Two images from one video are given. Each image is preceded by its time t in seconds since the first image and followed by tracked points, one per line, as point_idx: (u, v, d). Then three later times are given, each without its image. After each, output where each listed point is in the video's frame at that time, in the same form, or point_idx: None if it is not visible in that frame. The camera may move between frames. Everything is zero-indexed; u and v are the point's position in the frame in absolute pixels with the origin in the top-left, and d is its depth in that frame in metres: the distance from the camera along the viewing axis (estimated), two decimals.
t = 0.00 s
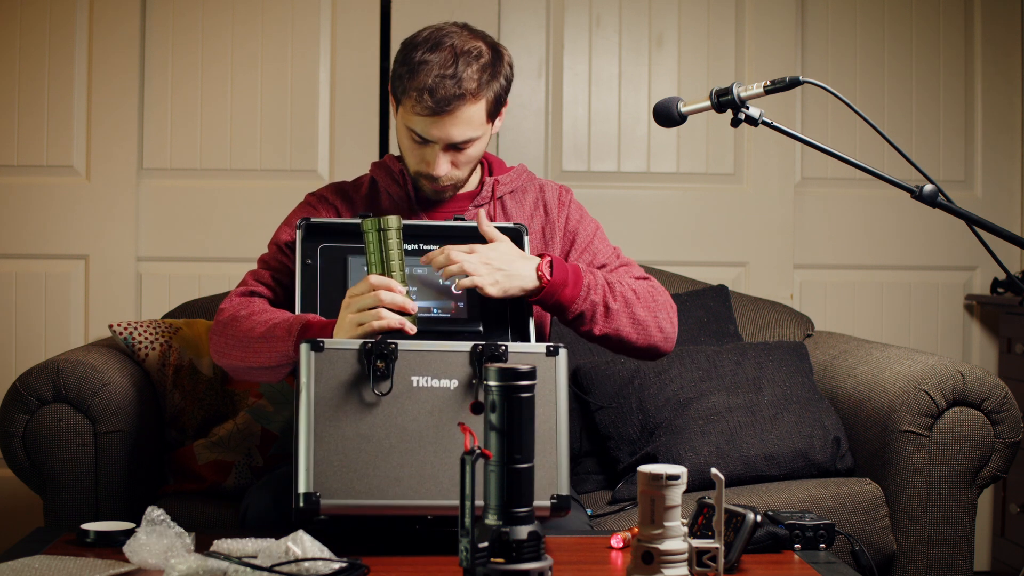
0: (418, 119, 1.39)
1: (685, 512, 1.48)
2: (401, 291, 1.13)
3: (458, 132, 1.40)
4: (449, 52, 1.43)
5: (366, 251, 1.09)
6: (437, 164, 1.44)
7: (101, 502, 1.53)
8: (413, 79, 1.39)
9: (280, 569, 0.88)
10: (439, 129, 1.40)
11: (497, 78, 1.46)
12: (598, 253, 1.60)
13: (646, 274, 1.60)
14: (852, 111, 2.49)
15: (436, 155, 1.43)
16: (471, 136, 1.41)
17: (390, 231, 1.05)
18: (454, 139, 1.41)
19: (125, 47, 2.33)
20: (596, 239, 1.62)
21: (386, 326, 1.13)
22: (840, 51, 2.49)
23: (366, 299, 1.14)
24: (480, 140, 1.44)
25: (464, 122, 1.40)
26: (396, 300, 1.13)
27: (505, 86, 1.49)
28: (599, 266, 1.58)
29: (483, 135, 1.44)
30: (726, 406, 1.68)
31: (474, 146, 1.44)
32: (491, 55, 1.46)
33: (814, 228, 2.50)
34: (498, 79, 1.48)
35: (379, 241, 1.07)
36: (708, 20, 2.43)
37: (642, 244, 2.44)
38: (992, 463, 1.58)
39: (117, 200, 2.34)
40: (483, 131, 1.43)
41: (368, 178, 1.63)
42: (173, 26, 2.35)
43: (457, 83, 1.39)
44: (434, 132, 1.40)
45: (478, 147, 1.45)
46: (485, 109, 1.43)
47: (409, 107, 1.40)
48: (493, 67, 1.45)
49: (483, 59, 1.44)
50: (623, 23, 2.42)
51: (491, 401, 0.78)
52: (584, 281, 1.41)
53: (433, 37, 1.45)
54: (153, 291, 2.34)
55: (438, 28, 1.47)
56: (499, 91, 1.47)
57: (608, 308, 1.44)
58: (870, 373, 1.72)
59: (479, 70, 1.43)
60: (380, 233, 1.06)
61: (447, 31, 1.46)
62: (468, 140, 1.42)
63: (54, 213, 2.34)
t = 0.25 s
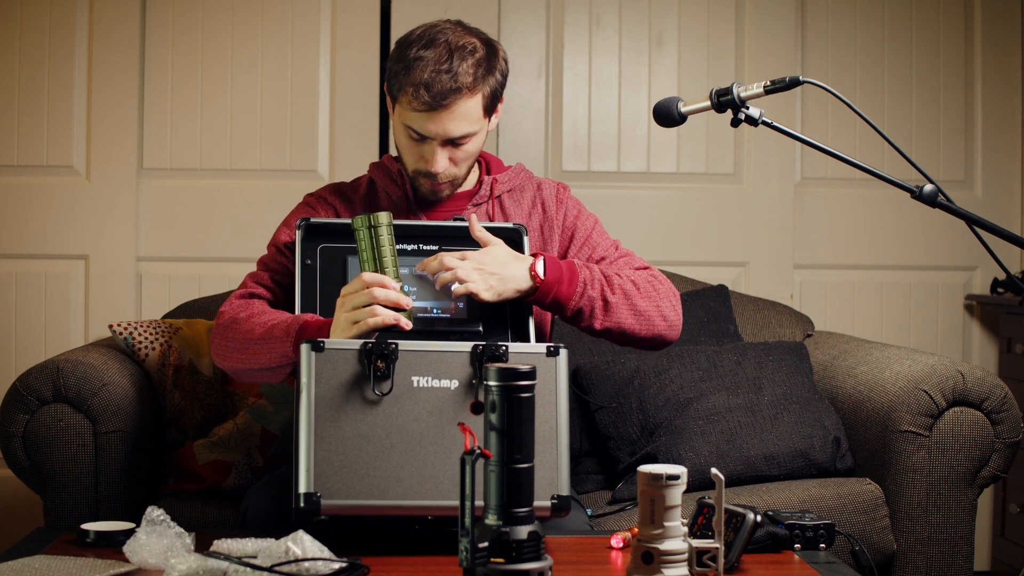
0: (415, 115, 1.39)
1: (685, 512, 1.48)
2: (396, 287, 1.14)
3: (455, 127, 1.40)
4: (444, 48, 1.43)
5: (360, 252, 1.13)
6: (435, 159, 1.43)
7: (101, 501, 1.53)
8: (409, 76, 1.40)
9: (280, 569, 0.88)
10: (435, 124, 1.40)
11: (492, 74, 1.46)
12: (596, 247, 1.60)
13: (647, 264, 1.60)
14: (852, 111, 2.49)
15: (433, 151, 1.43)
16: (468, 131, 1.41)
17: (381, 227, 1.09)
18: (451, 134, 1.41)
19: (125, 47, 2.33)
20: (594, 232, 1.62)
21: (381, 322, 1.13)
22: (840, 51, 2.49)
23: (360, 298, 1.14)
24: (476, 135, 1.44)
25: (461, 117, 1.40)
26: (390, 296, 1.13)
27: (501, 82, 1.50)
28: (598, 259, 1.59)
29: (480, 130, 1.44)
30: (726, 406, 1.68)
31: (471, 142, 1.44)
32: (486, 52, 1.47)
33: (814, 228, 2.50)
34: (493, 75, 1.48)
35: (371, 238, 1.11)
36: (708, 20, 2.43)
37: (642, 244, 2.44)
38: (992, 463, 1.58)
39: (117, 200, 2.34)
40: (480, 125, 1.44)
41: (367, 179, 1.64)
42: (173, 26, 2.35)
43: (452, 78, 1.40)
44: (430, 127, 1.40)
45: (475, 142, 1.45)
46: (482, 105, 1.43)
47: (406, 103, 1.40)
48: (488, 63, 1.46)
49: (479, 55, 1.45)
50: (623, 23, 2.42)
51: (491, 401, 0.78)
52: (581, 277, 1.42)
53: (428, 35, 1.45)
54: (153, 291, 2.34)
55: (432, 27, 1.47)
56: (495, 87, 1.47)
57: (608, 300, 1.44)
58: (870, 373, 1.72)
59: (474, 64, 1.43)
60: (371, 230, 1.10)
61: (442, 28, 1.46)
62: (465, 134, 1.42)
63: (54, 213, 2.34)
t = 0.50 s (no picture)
0: (415, 113, 1.39)
1: (685, 512, 1.48)
2: (395, 287, 1.14)
3: (455, 126, 1.40)
4: (444, 47, 1.43)
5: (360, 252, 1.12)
6: (434, 157, 1.43)
7: (100, 501, 1.53)
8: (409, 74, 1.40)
9: (280, 569, 0.88)
10: (435, 122, 1.40)
11: (493, 73, 1.46)
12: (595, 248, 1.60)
13: (647, 264, 1.60)
14: (852, 111, 2.49)
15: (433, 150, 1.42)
16: (468, 130, 1.41)
17: (381, 228, 1.07)
18: (451, 133, 1.41)
19: (125, 47, 2.33)
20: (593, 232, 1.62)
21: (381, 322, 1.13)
22: (840, 51, 2.49)
23: (360, 298, 1.14)
24: (476, 134, 1.44)
25: (461, 116, 1.40)
26: (389, 296, 1.13)
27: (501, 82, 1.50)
28: (598, 260, 1.59)
29: (480, 130, 1.44)
30: (726, 406, 1.68)
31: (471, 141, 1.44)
32: (487, 51, 1.47)
33: (814, 228, 2.50)
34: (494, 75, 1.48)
35: (371, 238, 1.09)
36: (708, 20, 2.43)
37: (642, 244, 2.44)
38: (992, 463, 1.58)
39: (117, 200, 2.34)
40: (480, 123, 1.43)
41: (367, 179, 1.64)
42: (173, 26, 2.35)
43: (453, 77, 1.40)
44: (430, 125, 1.39)
45: (474, 141, 1.45)
46: (482, 104, 1.43)
47: (406, 101, 1.40)
48: (489, 63, 1.46)
49: (479, 55, 1.45)
50: (623, 23, 2.42)
51: (491, 401, 0.78)
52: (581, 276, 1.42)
53: (428, 35, 1.46)
54: (153, 290, 2.35)
55: (433, 26, 1.47)
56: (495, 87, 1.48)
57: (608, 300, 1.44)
58: (870, 373, 1.72)
59: (475, 64, 1.43)
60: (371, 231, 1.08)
61: (443, 28, 1.47)
62: (465, 133, 1.41)
63: (54, 213, 2.34)
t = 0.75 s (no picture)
0: (413, 110, 1.39)
1: (685, 512, 1.48)
2: (395, 288, 1.14)
3: (452, 123, 1.40)
4: (442, 45, 1.43)
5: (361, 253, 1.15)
6: (432, 155, 1.42)
7: (100, 501, 1.53)
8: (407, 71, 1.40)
9: (280, 569, 0.88)
10: (433, 120, 1.39)
11: (490, 72, 1.46)
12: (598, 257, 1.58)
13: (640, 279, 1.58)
14: (852, 111, 2.49)
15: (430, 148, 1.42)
16: (466, 128, 1.41)
17: (381, 227, 1.11)
18: (449, 131, 1.40)
19: (125, 47, 2.33)
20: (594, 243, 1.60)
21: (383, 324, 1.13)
22: (840, 51, 2.49)
23: (361, 299, 1.14)
24: (474, 132, 1.44)
25: (459, 113, 1.40)
26: (390, 297, 1.13)
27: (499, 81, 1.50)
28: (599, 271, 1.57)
29: (478, 128, 1.43)
30: (726, 405, 1.68)
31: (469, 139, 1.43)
32: (485, 50, 1.47)
33: (814, 228, 2.50)
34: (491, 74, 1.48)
35: (370, 238, 1.13)
36: (708, 20, 2.43)
37: (642, 244, 2.44)
38: (992, 463, 1.58)
39: (117, 200, 2.34)
40: (478, 121, 1.43)
41: (366, 179, 1.64)
42: (173, 26, 2.35)
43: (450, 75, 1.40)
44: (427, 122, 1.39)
45: (472, 140, 1.44)
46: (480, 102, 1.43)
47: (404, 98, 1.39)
48: (487, 62, 1.46)
49: (477, 53, 1.45)
50: (623, 23, 2.42)
51: (491, 401, 0.78)
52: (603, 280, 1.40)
53: (426, 33, 1.46)
54: (153, 290, 2.35)
55: (431, 24, 1.47)
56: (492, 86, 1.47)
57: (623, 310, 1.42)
58: (870, 373, 1.72)
59: (472, 63, 1.43)
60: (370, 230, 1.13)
61: (440, 26, 1.47)
62: (462, 132, 1.41)
63: (54, 213, 2.34)
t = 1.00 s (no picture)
0: (416, 73, 1.45)
1: (685, 512, 1.48)
2: (395, 301, 1.06)
3: (454, 83, 1.45)
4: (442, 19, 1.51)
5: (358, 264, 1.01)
6: (437, 117, 1.46)
7: (100, 501, 1.53)
8: (407, 37, 1.47)
9: (280, 569, 0.88)
10: (434, 78, 1.45)
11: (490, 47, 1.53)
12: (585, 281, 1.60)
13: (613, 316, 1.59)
14: (852, 111, 2.49)
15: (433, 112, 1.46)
16: (467, 88, 1.46)
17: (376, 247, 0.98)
18: (450, 90, 1.45)
19: (125, 47, 2.33)
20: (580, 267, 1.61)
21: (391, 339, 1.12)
22: (840, 51, 2.49)
23: (360, 313, 1.10)
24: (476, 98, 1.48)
25: (459, 73, 1.45)
26: (388, 312, 1.07)
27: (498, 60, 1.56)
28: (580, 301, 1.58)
29: (479, 92, 1.48)
30: (726, 406, 1.68)
31: (470, 105, 1.48)
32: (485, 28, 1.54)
33: (814, 228, 2.50)
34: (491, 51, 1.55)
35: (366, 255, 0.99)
36: (708, 20, 2.43)
37: (642, 244, 2.45)
38: (992, 463, 1.58)
39: (117, 200, 2.34)
40: (481, 88, 1.49)
41: (364, 178, 1.64)
42: (173, 26, 2.35)
43: (449, 37, 1.46)
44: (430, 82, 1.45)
45: (474, 107, 1.48)
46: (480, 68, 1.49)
47: (407, 63, 1.46)
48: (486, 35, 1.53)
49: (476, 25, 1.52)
50: (623, 23, 2.42)
51: (491, 401, 0.78)
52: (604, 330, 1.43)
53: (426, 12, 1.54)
54: (153, 290, 2.35)
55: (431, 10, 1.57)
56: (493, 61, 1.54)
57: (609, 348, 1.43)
58: (870, 373, 1.72)
59: (471, 30, 1.50)
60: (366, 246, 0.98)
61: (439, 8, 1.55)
62: (464, 92, 1.46)
63: (54, 213, 2.34)
